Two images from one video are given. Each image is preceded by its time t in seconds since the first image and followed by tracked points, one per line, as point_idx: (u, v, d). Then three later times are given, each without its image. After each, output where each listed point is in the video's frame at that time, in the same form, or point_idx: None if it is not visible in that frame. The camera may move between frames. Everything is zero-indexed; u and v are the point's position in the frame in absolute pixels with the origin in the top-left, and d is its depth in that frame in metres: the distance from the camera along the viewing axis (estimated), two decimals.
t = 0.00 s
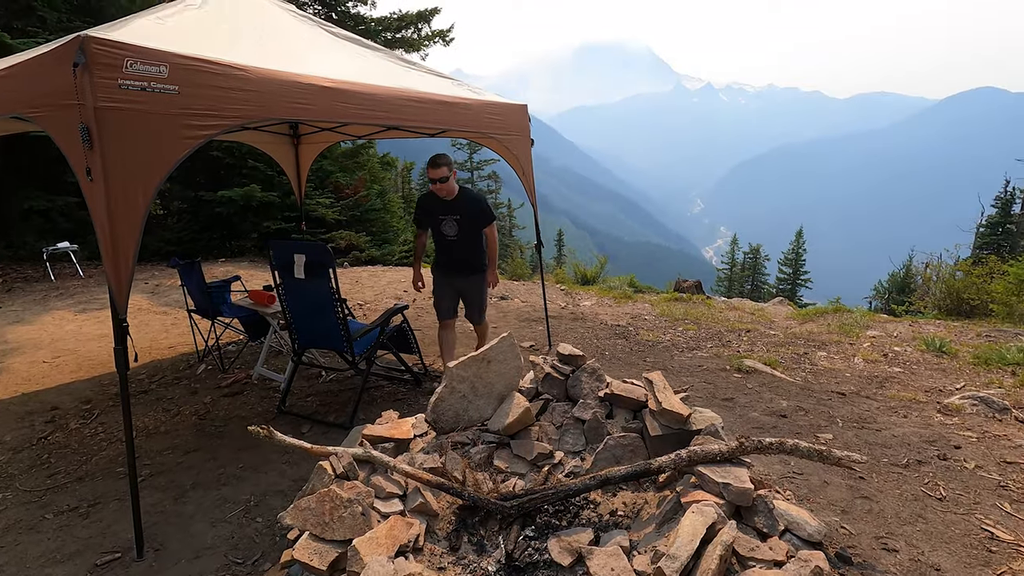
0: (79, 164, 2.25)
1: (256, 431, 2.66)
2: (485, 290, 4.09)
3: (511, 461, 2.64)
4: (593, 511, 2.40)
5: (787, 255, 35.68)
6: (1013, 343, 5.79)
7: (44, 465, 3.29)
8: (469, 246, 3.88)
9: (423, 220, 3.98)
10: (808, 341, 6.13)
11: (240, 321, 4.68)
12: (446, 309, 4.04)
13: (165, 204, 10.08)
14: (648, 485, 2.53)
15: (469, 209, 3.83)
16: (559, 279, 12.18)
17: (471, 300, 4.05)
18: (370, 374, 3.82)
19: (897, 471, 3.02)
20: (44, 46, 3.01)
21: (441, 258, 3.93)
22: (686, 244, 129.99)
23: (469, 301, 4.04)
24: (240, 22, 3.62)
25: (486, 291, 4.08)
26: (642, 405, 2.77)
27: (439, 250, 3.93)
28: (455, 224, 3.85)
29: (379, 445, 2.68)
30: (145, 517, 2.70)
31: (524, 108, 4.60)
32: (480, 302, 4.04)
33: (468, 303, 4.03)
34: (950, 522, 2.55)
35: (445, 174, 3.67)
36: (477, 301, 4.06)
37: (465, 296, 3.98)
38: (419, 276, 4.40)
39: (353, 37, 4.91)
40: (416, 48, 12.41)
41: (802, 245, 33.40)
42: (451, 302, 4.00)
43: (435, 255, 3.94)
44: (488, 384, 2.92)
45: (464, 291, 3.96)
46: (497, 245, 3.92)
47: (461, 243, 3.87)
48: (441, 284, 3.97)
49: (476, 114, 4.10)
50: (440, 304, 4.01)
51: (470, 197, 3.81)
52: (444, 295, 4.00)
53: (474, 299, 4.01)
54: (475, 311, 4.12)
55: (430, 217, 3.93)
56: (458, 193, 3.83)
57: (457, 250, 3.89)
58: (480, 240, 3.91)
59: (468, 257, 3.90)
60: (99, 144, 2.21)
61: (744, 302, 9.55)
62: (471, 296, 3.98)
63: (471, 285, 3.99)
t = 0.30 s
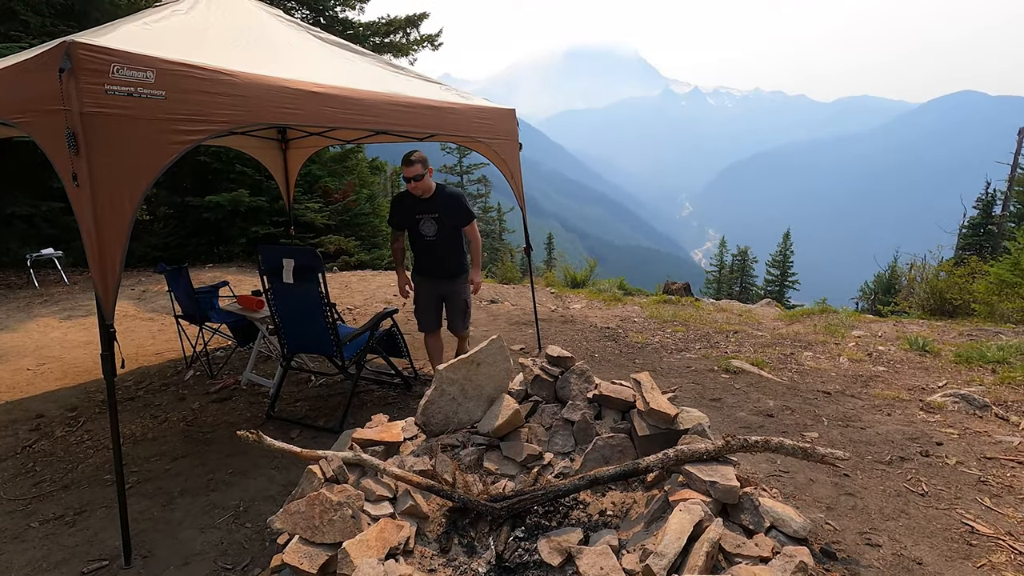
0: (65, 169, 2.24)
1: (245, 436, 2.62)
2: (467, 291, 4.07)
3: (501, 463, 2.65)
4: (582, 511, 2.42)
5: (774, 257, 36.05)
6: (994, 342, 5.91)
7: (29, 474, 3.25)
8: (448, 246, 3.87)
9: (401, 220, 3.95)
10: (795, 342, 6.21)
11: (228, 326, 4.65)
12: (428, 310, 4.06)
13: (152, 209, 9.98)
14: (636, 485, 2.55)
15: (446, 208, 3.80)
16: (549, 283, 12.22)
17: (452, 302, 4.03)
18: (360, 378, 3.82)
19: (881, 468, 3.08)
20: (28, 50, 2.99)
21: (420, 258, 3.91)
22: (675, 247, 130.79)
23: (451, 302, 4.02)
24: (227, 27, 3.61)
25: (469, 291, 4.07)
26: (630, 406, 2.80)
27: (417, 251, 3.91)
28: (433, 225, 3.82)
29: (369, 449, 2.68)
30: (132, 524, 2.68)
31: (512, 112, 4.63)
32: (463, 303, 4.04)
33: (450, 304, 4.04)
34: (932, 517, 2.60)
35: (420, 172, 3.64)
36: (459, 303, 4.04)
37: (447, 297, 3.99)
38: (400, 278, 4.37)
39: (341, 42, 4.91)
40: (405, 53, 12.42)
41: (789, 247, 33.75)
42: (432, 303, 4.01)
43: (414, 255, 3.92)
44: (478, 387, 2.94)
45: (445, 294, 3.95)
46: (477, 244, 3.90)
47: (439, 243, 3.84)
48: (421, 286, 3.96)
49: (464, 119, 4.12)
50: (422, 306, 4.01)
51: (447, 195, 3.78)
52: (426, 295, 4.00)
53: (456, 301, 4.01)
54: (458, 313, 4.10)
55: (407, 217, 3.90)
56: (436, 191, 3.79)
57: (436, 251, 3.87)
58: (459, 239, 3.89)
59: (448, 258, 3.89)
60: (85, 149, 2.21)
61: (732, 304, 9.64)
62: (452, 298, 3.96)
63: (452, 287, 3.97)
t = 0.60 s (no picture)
0: (52, 174, 2.24)
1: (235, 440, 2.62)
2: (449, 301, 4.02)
3: (492, 465, 2.66)
4: (572, 512, 2.43)
5: (763, 259, 36.35)
6: (977, 341, 6.01)
7: (14, 482, 3.21)
8: (429, 252, 3.87)
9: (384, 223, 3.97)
10: (783, 343, 6.27)
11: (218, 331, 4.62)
12: (409, 317, 4.05)
13: (139, 215, 9.90)
14: (626, 485, 2.57)
15: (430, 215, 3.81)
16: (541, 286, 12.25)
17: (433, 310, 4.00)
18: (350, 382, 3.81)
19: (867, 465, 3.12)
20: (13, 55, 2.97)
21: (401, 264, 3.92)
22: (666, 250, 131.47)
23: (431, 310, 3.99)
24: (216, 32, 3.61)
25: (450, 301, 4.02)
26: (619, 407, 2.83)
27: (398, 256, 3.93)
28: (415, 230, 3.84)
29: (360, 453, 2.68)
30: (121, 531, 2.66)
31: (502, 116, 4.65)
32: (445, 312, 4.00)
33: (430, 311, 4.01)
34: (917, 513, 2.64)
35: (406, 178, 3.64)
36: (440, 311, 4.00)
37: (427, 305, 3.95)
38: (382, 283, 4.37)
39: (330, 47, 4.92)
40: (394, 58, 12.45)
41: (778, 249, 34.06)
42: (411, 309, 3.99)
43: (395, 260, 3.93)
44: (469, 390, 2.95)
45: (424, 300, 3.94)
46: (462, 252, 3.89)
47: (420, 249, 3.85)
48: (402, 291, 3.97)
49: (453, 123, 4.14)
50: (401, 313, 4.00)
51: (431, 201, 3.79)
52: (406, 302, 4.00)
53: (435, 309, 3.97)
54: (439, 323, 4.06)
55: (390, 222, 3.93)
56: (420, 197, 3.82)
57: (417, 257, 3.88)
58: (441, 246, 3.88)
59: (429, 264, 3.89)
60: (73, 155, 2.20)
61: (722, 306, 9.72)
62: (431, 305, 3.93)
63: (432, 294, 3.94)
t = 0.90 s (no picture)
0: (42, 180, 2.23)
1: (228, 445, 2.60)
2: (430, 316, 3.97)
3: (485, 468, 2.67)
4: (565, 514, 2.44)
5: (754, 262, 36.60)
6: (963, 341, 6.10)
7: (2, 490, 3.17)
8: (411, 263, 3.84)
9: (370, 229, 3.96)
10: (774, 344, 6.33)
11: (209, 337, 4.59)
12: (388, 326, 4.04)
13: (129, 220, 9.83)
14: (619, 486, 2.59)
15: (415, 226, 3.77)
16: (534, 289, 12.28)
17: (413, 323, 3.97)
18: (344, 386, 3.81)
19: (856, 465, 3.16)
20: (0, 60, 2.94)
21: (382, 272, 3.91)
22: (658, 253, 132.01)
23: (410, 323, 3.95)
24: (206, 38, 3.61)
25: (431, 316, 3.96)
26: (611, 409, 2.85)
27: (382, 264, 3.91)
28: (398, 238, 3.81)
29: (354, 457, 2.68)
30: (111, 539, 2.64)
31: (493, 121, 4.68)
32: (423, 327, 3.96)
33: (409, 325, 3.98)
34: (905, 511, 2.68)
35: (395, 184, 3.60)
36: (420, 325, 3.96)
37: (406, 318, 3.93)
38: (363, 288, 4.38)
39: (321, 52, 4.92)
40: (385, 63, 12.46)
41: (769, 251, 34.31)
42: (391, 319, 3.99)
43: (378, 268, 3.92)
44: (461, 393, 2.96)
45: (403, 311, 3.91)
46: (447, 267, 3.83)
47: (402, 259, 3.83)
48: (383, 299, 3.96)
49: (444, 127, 4.15)
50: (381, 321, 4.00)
51: (418, 211, 3.75)
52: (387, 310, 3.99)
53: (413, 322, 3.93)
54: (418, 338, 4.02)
55: (376, 228, 3.91)
56: (409, 206, 3.77)
57: (399, 267, 3.86)
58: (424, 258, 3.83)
59: (410, 276, 3.86)
60: (62, 160, 2.20)
61: (713, 308, 9.79)
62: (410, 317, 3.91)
63: (412, 306, 3.91)
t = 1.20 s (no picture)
0: (23, 186, 2.21)
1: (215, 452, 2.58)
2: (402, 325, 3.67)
3: (474, 473, 2.68)
4: (553, 518, 2.45)
5: (740, 264, 36.96)
6: (944, 341, 6.21)
7: None
8: (384, 263, 3.59)
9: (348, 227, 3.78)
10: (760, 346, 6.40)
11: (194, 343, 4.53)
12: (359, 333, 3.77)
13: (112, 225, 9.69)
14: (607, 488, 2.61)
15: (388, 224, 3.53)
16: (522, 292, 12.30)
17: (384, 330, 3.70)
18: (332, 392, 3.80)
19: (840, 464, 3.21)
20: None
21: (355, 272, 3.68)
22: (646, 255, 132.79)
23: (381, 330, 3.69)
24: (190, 42, 3.58)
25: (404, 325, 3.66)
26: (599, 412, 2.87)
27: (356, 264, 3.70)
28: (372, 236, 3.59)
29: (342, 464, 2.67)
30: (94, 550, 2.60)
31: (480, 126, 4.68)
32: (391, 335, 3.66)
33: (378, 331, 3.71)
34: (887, 509, 2.73)
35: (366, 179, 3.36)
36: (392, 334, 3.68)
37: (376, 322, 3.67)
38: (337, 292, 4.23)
39: (307, 56, 4.90)
40: (372, 66, 12.44)
41: (754, 253, 34.68)
42: (362, 324, 3.71)
43: (352, 267, 3.71)
44: (449, 398, 2.97)
45: (374, 316, 3.66)
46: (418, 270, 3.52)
47: (374, 258, 3.59)
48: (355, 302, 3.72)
49: (431, 132, 4.15)
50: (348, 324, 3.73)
51: (392, 209, 3.51)
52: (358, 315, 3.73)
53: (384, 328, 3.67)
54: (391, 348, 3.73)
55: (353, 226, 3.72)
56: (384, 203, 3.54)
57: (370, 267, 3.62)
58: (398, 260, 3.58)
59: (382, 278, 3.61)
60: (43, 166, 2.17)
61: (700, 310, 9.87)
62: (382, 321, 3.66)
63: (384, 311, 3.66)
